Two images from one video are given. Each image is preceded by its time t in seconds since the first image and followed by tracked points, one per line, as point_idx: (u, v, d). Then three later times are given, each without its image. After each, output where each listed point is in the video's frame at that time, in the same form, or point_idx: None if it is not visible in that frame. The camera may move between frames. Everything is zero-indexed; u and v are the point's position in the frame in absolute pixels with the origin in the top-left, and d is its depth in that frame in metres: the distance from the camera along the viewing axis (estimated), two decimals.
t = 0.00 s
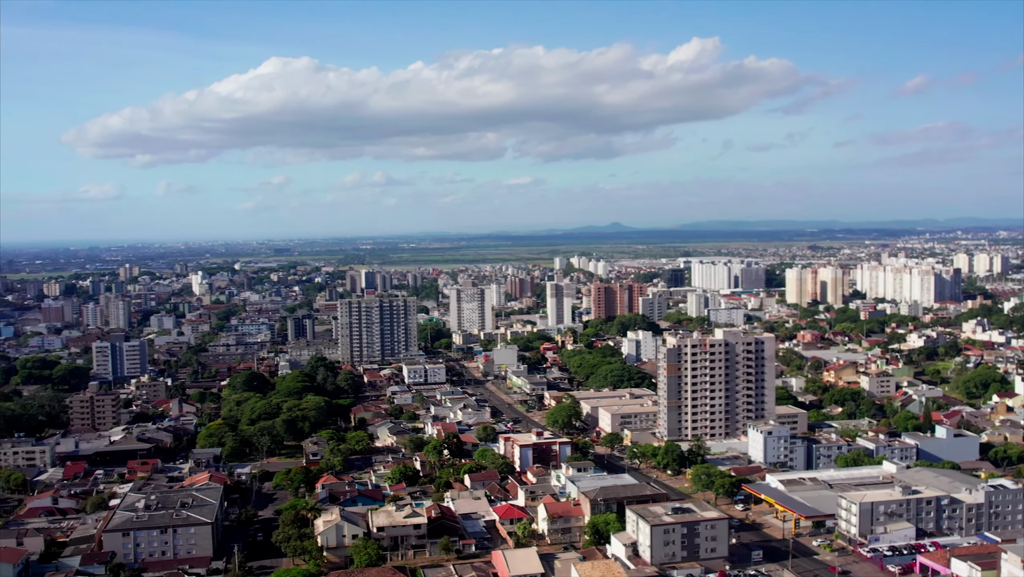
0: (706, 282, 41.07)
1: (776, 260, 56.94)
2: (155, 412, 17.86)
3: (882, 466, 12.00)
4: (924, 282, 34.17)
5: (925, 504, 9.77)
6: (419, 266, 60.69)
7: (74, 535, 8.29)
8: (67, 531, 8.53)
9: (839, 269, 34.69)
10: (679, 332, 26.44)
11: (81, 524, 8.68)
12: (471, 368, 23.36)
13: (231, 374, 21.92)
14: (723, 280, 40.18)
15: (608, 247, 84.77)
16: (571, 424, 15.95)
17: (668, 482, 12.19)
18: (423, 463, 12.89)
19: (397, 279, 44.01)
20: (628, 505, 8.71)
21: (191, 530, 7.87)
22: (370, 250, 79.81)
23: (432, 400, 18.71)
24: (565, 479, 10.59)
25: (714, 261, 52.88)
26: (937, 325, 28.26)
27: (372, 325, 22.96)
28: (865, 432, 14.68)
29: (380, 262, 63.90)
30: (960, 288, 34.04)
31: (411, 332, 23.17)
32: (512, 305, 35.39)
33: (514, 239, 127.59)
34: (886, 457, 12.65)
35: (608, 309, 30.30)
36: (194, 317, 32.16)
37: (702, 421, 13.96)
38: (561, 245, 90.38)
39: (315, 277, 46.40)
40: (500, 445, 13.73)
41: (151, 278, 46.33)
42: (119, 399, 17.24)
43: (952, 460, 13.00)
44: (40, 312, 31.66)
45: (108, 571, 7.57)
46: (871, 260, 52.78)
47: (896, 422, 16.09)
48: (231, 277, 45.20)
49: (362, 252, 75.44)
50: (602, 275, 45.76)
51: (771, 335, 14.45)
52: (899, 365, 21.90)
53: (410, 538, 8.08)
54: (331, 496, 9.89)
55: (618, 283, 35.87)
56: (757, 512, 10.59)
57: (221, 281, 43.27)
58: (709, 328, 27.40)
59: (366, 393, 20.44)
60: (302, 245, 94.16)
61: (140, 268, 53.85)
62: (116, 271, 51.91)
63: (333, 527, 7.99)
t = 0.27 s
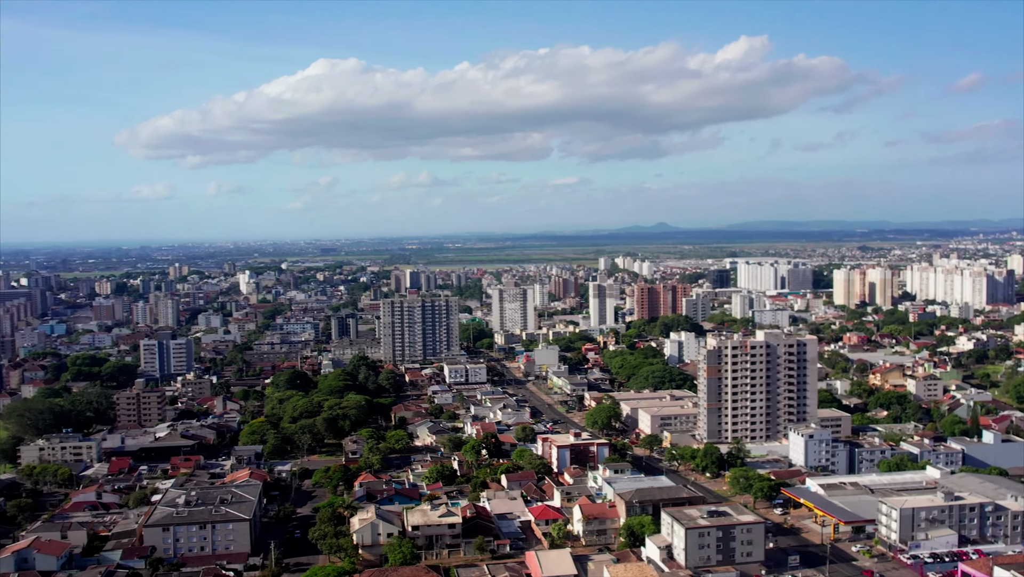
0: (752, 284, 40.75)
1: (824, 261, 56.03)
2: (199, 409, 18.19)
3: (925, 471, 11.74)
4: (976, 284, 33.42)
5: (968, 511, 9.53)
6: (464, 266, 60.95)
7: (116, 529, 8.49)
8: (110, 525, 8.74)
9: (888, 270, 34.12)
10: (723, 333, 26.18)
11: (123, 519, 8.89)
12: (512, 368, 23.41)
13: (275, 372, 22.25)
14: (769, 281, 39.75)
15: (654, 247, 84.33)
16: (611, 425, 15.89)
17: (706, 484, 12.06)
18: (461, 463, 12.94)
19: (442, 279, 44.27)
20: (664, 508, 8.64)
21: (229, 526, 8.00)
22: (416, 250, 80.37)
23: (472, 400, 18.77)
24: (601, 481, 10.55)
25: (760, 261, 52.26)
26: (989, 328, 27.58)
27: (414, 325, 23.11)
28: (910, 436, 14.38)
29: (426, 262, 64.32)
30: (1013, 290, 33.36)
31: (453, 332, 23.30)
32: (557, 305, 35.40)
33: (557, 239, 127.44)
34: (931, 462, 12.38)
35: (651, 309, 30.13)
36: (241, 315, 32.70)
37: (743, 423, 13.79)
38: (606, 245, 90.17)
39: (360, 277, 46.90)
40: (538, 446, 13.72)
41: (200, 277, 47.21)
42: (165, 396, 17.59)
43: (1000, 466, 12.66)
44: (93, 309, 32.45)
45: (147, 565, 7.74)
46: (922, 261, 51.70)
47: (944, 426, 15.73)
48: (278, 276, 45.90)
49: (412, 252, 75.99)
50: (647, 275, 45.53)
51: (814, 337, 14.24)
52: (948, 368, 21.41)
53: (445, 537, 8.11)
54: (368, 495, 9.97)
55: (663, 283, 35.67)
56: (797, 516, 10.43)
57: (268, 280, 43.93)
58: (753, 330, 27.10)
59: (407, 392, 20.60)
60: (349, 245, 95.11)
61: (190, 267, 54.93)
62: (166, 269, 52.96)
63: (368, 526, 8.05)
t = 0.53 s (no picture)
0: (799, 285, 40.19)
1: (874, 262, 55.00)
2: (243, 407, 18.49)
3: (971, 477, 11.46)
4: None
5: (1013, 519, 9.29)
6: (508, 266, 61.07)
7: (157, 525, 8.68)
8: (151, 520, 8.93)
9: (939, 271, 33.38)
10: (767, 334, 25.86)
11: (164, 514, 9.08)
12: (553, 368, 23.39)
13: (317, 371, 22.51)
14: (816, 282, 39.15)
15: (699, 247, 83.68)
16: (651, 426, 15.79)
17: (744, 488, 11.93)
18: (498, 463, 12.97)
19: (485, 279, 44.43)
20: (700, 511, 8.56)
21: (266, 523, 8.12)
22: (461, 250, 80.76)
23: (512, 400, 18.80)
24: (638, 483, 10.50)
25: (808, 262, 51.47)
26: None
27: (455, 325, 23.22)
28: (957, 441, 14.05)
29: (470, 262, 64.59)
30: None
31: (494, 332, 23.35)
32: (599, 305, 35.31)
33: (600, 238, 127.06)
34: (977, 468, 12.09)
35: (694, 310, 29.89)
36: (286, 314, 33.18)
37: (784, 426, 13.61)
38: (651, 245, 89.71)
39: (404, 277, 47.24)
40: (576, 447, 13.68)
41: (247, 276, 47.94)
42: (210, 394, 17.92)
43: None
44: (142, 308, 33.16)
45: (186, 560, 7.90)
46: (976, 262, 50.44)
47: (992, 432, 15.33)
48: (323, 276, 46.45)
49: (457, 252, 76.34)
50: (691, 276, 45.16)
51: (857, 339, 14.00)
52: (1000, 372, 20.86)
53: (480, 537, 8.14)
54: (405, 494, 10.04)
55: (707, 284, 35.36)
56: (836, 521, 10.26)
57: (314, 279, 44.49)
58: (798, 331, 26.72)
59: (448, 392, 20.70)
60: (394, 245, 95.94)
61: (238, 267, 55.87)
62: (215, 268, 53.95)
63: (403, 524, 8.12)
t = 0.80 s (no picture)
0: (846, 286, 39.55)
1: (926, 263, 53.84)
2: (286, 405, 18.76)
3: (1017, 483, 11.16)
4: None
5: None
6: (552, 266, 61.05)
7: (196, 520, 8.85)
8: (190, 516, 9.11)
9: (991, 272, 32.56)
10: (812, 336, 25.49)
11: (203, 510, 9.26)
12: (594, 369, 23.33)
13: (359, 370, 22.74)
14: (864, 283, 38.48)
15: (746, 247, 82.77)
16: (691, 428, 15.66)
17: (783, 491, 11.77)
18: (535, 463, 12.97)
19: (528, 279, 44.48)
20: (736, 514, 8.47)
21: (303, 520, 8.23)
22: (506, 250, 80.99)
23: (552, 401, 18.80)
24: (674, 485, 10.42)
25: (857, 262, 50.57)
26: None
27: (497, 325, 23.28)
28: (1005, 446, 13.70)
29: (515, 262, 64.71)
30: None
31: (535, 332, 23.37)
32: (642, 306, 35.14)
33: (643, 238, 126.37)
34: None
35: (738, 311, 29.58)
36: (331, 313, 33.59)
37: (825, 430, 13.40)
38: (698, 245, 89.00)
39: (448, 276, 47.48)
40: (614, 448, 13.62)
41: (293, 275, 48.62)
42: (253, 392, 18.20)
43: None
44: (191, 306, 33.79)
45: (223, 556, 8.04)
46: None
47: None
48: (368, 275, 46.88)
49: (502, 251, 76.51)
50: (737, 276, 44.68)
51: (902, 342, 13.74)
52: None
53: (514, 537, 8.16)
54: (441, 493, 10.09)
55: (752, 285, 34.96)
56: (876, 526, 10.08)
57: (359, 279, 44.97)
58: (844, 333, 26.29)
59: (488, 391, 20.77)
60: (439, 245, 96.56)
61: (285, 266, 56.69)
62: (262, 268, 54.83)
63: (437, 523, 8.16)
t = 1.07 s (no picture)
0: (893, 287, 38.83)
1: (977, 264, 52.62)
2: (325, 403, 18.98)
3: None
4: None
5: None
6: (594, 266, 60.88)
7: (232, 516, 9.01)
8: (227, 512, 9.27)
9: None
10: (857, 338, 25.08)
11: (240, 506, 9.42)
12: (633, 370, 23.23)
13: (399, 369, 22.92)
14: (912, 284, 37.75)
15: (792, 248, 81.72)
16: (729, 430, 15.51)
17: (821, 495, 11.61)
18: (570, 464, 12.96)
19: (570, 279, 44.43)
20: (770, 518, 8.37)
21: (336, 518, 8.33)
22: (549, 250, 81.01)
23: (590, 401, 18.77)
24: (709, 487, 10.34)
25: (905, 263, 49.59)
26: None
27: (536, 325, 23.29)
28: None
29: (557, 262, 64.66)
30: None
31: (574, 333, 23.34)
32: (684, 307, 34.89)
33: (686, 238, 125.41)
34: None
35: (781, 313, 29.22)
36: (372, 313, 33.89)
37: (866, 433, 13.18)
38: (743, 245, 88.15)
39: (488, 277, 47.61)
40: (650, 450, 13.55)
41: (335, 275, 49.14)
42: (293, 390, 18.45)
43: None
44: (235, 305, 34.34)
45: (258, 552, 8.17)
46: None
47: None
48: (409, 275, 47.20)
49: (545, 251, 76.47)
50: (781, 277, 44.13)
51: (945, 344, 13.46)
52: None
53: (546, 538, 8.17)
54: (475, 492, 10.13)
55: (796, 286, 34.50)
56: (915, 532, 9.89)
57: (401, 278, 45.32)
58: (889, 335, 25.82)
59: (526, 391, 20.80)
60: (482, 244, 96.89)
61: (328, 266, 57.32)
62: (306, 267, 55.50)
63: (469, 523, 8.19)
